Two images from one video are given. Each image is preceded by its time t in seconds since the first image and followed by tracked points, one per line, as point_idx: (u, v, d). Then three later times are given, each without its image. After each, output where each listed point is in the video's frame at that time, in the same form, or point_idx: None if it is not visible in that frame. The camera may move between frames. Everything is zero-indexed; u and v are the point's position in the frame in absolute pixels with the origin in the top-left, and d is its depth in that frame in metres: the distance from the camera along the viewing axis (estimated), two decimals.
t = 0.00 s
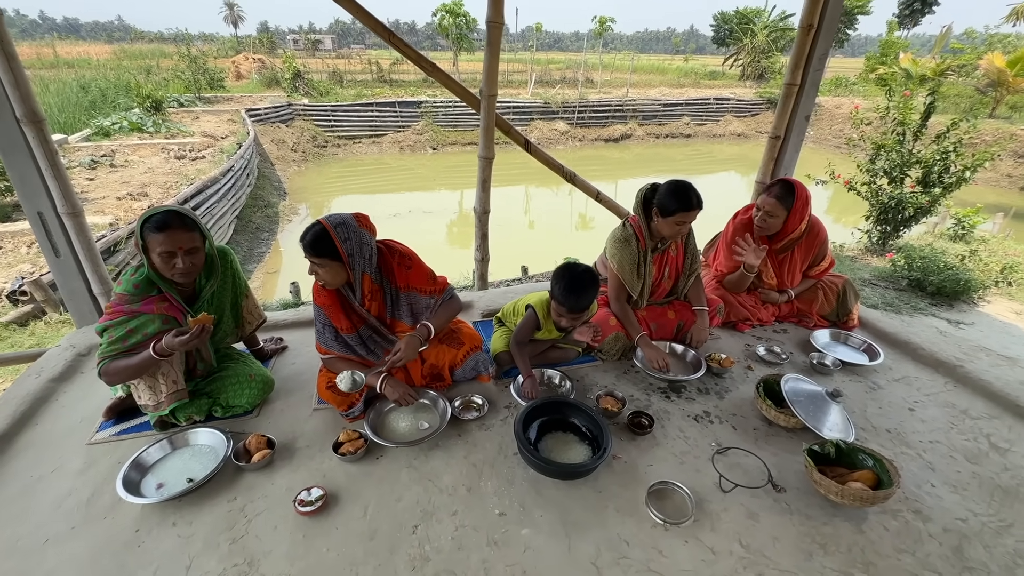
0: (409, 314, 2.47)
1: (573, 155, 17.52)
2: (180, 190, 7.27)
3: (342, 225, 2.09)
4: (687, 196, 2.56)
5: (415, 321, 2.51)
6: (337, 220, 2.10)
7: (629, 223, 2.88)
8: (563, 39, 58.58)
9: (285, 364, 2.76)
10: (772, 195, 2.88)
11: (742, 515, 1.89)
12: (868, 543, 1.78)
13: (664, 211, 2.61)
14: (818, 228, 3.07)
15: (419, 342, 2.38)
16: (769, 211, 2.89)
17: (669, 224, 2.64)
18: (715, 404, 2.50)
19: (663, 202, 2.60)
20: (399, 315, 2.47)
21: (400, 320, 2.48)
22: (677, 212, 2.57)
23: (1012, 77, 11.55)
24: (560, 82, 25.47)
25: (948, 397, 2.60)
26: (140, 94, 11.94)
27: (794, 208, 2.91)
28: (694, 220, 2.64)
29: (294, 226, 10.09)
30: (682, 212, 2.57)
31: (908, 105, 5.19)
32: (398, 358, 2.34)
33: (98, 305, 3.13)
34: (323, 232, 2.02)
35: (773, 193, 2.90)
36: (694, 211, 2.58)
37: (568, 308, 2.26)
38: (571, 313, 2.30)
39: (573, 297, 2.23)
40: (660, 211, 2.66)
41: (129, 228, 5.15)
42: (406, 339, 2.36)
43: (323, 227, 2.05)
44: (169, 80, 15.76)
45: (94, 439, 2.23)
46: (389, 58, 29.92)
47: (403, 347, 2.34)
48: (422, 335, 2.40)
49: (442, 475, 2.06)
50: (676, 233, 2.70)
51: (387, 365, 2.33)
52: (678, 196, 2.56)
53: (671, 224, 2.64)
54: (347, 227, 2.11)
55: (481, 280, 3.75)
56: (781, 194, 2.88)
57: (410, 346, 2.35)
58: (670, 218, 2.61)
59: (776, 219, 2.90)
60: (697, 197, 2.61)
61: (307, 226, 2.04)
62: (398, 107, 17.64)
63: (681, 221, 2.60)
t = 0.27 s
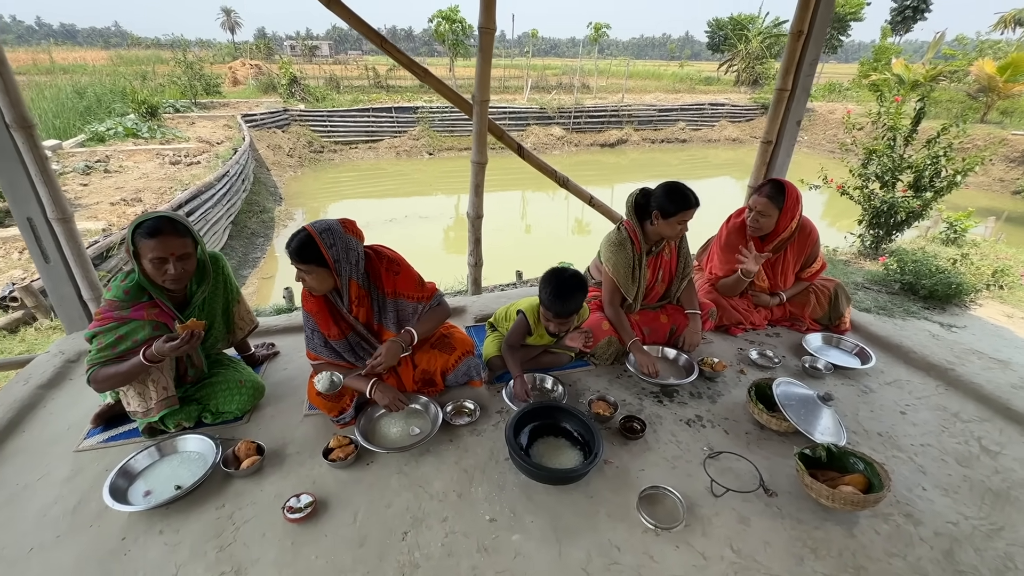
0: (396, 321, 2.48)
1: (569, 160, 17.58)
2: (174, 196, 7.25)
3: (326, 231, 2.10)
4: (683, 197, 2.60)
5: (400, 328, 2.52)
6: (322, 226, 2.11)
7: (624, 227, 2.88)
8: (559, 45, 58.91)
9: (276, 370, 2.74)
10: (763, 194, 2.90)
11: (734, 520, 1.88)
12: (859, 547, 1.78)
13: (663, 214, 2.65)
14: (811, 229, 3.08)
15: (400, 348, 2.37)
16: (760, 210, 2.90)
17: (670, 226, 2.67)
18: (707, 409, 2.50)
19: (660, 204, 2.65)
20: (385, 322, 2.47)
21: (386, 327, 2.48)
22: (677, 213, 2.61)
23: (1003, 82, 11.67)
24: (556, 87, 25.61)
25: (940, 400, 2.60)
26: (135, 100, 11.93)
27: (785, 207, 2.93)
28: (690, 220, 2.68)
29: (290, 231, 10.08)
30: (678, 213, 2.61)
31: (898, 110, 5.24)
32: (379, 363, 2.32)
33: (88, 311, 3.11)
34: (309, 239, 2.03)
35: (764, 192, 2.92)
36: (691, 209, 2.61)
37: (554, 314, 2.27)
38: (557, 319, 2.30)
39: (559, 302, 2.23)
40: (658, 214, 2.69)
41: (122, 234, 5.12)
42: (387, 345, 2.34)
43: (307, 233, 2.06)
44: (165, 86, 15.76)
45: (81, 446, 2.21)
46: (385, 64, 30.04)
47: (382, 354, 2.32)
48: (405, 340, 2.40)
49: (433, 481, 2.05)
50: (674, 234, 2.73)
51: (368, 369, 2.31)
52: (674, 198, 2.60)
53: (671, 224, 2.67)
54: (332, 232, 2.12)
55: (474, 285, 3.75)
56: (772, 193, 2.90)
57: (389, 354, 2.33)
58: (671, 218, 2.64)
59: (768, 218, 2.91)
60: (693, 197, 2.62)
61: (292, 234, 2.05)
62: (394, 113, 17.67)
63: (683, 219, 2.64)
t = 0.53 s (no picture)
0: (374, 330, 2.40)
1: (558, 165, 17.61)
2: (154, 203, 7.11)
3: (295, 240, 2.04)
4: (665, 195, 2.58)
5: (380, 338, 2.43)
6: (290, 237, 2.04)
7: (608, 231, 2.85)
8: (547, 51, 59.28)
9: (251, 382, 2.66)
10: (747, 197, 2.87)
11: (718, 531, 1.84)
12: (845, 557, 1.75)
13: (647, 214, 2.64)
14: (794, 231, 3.07)
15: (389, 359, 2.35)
16: (745, 213, 2.86)
17: (657, 225, 2.66)
18: (692, 416, 2.46)
19: (642, 204, 2.65)
20: (364, 331, 2.39)
21: (364, 337, 2.39)
22: (661, 210, 2.60)
23: (980, 88, 11.92)
24: (543, 93, 25.73)
25: (923, 403, 2.59)
26: (116, 106, 11.73)
27: (769, 210, 2.90)
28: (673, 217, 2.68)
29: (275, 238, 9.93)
30: (662, 211, 2.60)
31: (879, 115, 5.29)
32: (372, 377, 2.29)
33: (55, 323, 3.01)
34: (281, 252, 1.96)
35: (748, 194, 2.88)
36: (674, 205, 2.61)
37: (526, 311, 2.23)
38: (530, 317, 2.26)
39: (529, 298, 2.21)
40: (641, 215, 2.67)
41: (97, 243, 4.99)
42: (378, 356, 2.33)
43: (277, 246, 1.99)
44: (147, 92, 15.54)
45: (42, 466, 2.11)
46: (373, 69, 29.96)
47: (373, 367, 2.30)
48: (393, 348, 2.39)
49: (410, 496, 1.98)
50: (660, 234, 2.72)
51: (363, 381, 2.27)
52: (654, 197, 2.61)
53: (657, 223, 2.67)
54: (300, 241, 2.06)
55: (458, 293, 3.69)
56: (756, 195, 2.87)
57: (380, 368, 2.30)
58: (657, 216, 2.62)
59: (752, 221, 2.88)
60: (674, 196, 2.62)
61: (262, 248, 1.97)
62: (381, 119, 17.60)
63: (668, 216, 2.63)
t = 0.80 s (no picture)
0: (322, 340, 2.22)
1: (534, 166, 17.54)
2: (104, 204, 6.73)
3: (222, 248, 1.85)
4: (622, 189, 2.55)
5: (329, 348, 2.25)
6: (217, 245, 1.86)
7: (569, 233, 2.75)
8: (525, 52, 59.27)
9: (187, 398, 2.46)
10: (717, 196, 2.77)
11: (680, 550, 1.74)
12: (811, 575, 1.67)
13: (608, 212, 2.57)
14: (761, 232, 3.00)
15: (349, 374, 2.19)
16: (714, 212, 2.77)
17: (620, 221, 2.59)
18: (657, 425, 2.37)
19: (602, 201, 2.58)
20: (310, 342, 2.20)
21: (311, 347, 2.21)
22: (624, 206, 2.54)
23: (940, 91, 12.29)
24: (520, 94, 25.66)
25: (889, 406, 2.55)
26: (69, 103, 11.15)
27: (738, 210, 2.82)
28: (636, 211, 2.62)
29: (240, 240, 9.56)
30: (624, 207, 2.54)
31: (844, 115, 5.32)
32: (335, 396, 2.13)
33: None
34: (211, 263, 1.78)
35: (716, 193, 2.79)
36: (634, 198, 2.55)
37: (461, 310, 2.11)
38: (469, 315, 2.13)
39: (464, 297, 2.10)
40: (603, 212, 2.60)
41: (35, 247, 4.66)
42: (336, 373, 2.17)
43: (206, 259, 1.80)
44: (106, 89, 14.88)
45: None
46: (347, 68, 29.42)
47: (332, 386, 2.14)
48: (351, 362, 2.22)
49: (353, 521, 1.83)
50: (624, 231, 2.65)
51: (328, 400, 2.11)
52: (612, 192, 2.55)
53: (619, 221, 2.60)
54: (228, 248, 1.88)
55: (420, 298, 3.54)
56: (726, 194, 2.78)
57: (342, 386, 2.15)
58: (619, 212, 2.56)
59: (722, 221, 2.79)
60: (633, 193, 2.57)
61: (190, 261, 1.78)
62: (354, 118, 17.24)
63: (631, 210, 2.57)
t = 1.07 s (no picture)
0: (233, 350, 1.92)
1: (513, 158, 17.21)
2: (40, 194, 6.20)
3: (96, 243, 1.51)
4: (578, 174, 2.33)
5: (241, 359, 1.96)
6: (90, 239, 1.51)
7: (523, 225, 2.51)
8: (506, 43, 58.62)
9: (83, 417, 2.14)
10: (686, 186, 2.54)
11: None
12: None
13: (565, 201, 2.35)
14: (734, 224, 2.79)
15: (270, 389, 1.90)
16: (683, 203, 2.54)
17: (578, 210, 2.37)
18: (618, 438, 2.13)
19: (557, 189, 2.35)
20: (219, 352, 1.90)
21: (220, 357, 1.91)
22: (581, 193, 2.32)
23: (913, 86, 12.38)
24: (500, 85, 25.24)
25: (867, 413, 2.36)
26: (13, 86, 10.41)
27: (709, 201, 2.60)
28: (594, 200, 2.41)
29: (200, 232, 9.05)
30: (581, 194, 2.32)
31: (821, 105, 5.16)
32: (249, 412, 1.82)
33: None
34: (82, 262, 1.44)
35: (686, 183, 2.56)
36: (592, 184, 2.33)
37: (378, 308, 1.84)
38: (389, 313, 1.86)
39: (381, 293, 1.82)
40: (559, 201, 2.37)
41: None
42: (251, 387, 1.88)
43: (75, 257, 1.45)
44: (57, 73, 14.01)
45: None
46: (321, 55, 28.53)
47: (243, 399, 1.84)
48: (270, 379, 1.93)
49: (256, 563, 1.55)
50: (583, 221, 2.42)
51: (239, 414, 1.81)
52: (567, 178, 2.33)
53: (577, 210, 2.37)
54: (106, 242, 1.53)
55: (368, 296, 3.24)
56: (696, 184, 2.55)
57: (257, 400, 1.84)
58: (577, 200, 2.34)
59: (691, 212, 2.56)
60: (591, 178, 2.35)
61: (54, 257, 1.44)
62: (326, 107, 16.65)
63: (589, 197, 2.35)
